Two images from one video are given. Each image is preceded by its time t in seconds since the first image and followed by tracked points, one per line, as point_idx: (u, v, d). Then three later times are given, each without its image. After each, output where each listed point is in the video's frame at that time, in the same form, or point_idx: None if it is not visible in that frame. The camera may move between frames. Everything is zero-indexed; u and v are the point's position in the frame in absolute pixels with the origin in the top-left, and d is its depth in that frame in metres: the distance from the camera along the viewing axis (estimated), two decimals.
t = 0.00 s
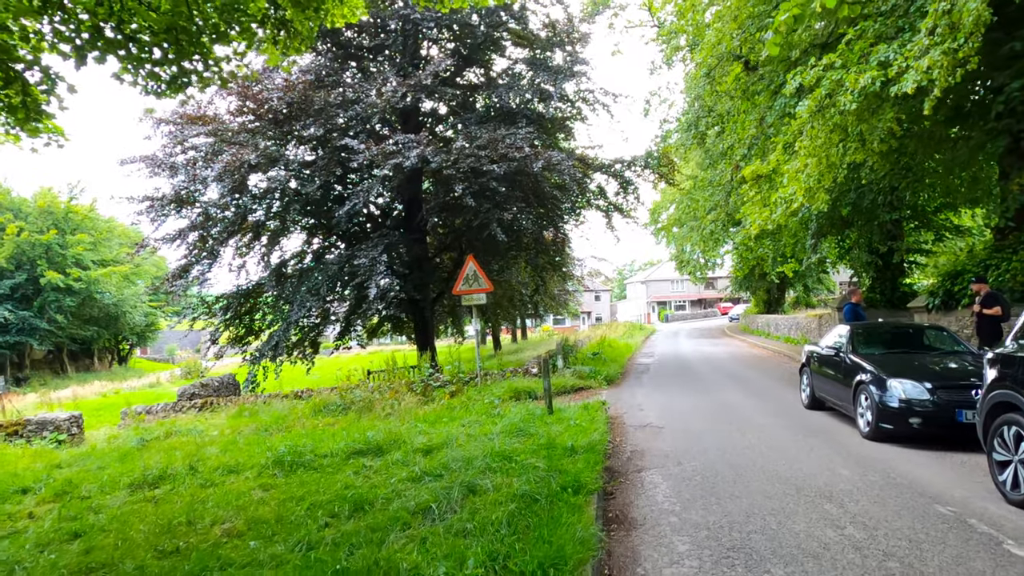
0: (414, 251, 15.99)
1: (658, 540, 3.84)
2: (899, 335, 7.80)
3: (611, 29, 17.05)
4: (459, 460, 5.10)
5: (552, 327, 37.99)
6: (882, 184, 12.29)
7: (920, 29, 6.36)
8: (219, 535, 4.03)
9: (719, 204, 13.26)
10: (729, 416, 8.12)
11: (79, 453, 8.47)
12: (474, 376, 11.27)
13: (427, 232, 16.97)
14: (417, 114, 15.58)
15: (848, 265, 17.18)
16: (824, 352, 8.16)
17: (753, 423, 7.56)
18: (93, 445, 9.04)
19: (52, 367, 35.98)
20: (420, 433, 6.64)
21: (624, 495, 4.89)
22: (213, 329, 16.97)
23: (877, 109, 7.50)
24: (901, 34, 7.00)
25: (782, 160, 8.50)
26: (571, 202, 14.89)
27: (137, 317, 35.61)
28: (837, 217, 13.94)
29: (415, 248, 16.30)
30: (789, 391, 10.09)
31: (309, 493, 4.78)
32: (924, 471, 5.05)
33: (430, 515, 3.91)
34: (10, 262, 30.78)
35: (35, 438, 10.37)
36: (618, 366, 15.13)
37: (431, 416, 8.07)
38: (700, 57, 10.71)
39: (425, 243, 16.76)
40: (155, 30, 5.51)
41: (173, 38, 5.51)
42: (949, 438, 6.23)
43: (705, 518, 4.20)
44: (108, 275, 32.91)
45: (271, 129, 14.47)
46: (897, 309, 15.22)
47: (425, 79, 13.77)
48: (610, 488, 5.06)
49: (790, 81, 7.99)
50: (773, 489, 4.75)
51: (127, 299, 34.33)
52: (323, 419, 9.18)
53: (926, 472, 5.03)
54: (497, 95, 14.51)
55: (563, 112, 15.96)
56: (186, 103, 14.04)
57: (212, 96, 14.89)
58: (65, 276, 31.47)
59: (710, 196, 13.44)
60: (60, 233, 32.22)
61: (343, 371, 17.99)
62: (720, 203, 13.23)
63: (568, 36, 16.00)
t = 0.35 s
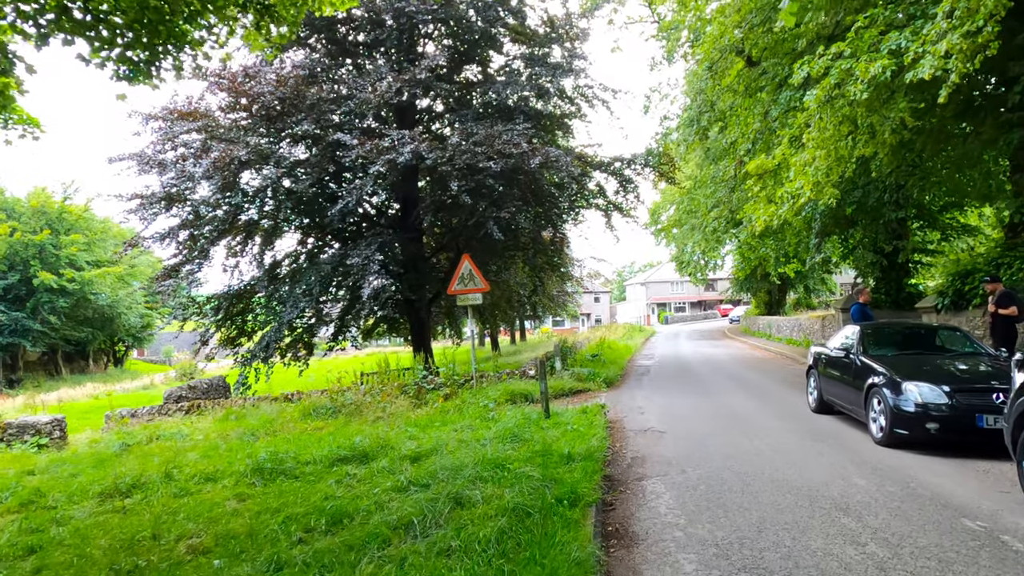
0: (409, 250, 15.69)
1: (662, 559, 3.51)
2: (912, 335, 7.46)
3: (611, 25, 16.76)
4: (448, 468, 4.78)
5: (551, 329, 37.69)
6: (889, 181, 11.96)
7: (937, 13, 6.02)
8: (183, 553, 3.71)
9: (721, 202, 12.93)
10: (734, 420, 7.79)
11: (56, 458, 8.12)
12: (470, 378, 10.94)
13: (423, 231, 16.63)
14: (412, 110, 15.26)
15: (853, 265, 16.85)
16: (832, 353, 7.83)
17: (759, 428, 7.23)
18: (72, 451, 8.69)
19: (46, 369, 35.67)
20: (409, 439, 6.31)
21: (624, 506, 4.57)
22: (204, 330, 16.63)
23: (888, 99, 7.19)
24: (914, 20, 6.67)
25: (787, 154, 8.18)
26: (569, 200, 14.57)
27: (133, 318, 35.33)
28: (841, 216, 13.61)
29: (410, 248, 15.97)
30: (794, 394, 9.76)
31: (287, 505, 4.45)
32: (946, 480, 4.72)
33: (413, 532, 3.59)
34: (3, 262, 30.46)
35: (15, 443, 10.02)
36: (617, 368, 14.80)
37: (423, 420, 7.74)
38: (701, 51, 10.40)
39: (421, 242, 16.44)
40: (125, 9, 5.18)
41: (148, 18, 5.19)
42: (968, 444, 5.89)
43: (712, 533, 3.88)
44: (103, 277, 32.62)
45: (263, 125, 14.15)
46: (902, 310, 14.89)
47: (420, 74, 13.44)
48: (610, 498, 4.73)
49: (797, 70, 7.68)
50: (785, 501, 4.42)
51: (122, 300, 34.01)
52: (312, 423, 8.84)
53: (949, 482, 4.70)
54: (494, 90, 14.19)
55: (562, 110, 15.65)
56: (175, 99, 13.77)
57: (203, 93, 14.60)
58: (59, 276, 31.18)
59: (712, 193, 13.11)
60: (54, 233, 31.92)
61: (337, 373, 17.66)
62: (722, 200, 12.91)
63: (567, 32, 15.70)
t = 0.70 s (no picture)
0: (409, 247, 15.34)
1: None
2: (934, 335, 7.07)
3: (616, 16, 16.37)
4: (441, 479, 4.42)
5: (555, 328, 37.33)
6: (904, 175, 11.54)
7: None
8: None
9: (729, 197, 12.54)
10: (745, 424, 7.42)
11: (37, 461, 7.80)
12: (469, 379, 10.58)
13: (423, 228, 16.27)
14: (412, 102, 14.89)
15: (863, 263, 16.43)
16: (850, 354, 7.45)
17: (773, 433, 6.87)
18: (55, 453, 8.37)
19: (47, 367, 35.50)
20: (403, 445, 5.95)
21: (631, 522, 4.22)
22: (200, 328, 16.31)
23: (910, 85, 6.80)
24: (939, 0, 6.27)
25: (801, 145, 7.80)
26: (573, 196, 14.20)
27: (134, 316, 35.07)
28: (852, 212, 13.21)
29: (410, 244, 15.61)
30: (806, 397, 9.38)
31: (265, 521, 4.10)
32: (981, 494, 4.34)
33: (397, 554, 3.25)
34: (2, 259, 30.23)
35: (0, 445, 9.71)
36: (622, 368, 14.44)
37: (419, 424, 7.37)
38: (710, 39, 10.01)
39: (421, 239, 16.09)
40: None
41: None
42: (999, 453, 5.51)
43: (729, 556, 3.52)
44: (103, 274, 32.37)
45: (259, 119, 13.81)
46: (916, 309, 14.47)
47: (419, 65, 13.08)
48: (616, 512, 4.38)
49: (813, 56, 7.27)
50: (808, 517, 4.06)
51: (122, 298, 33.77)
52: (306, 426, 8.50)
53: (984, 495, 4.33)
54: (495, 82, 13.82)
55: (565, 103, 15.27)
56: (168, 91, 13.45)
57: (198, 86, 14.28)
58: (58, 274, 30.96)
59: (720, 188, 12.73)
60: (53, 230, 31.71)
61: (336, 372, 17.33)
62: (730, 195, 12.52)
63: (571, 24, 15.31)
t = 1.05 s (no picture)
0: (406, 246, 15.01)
1: None
2: (955, 332, 6.70)
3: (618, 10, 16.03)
4: (432, 486, 4.08)
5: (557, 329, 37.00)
6: (916, 170, 11.18)
7: None
8: None
9: (735, 193, 12.18)
10: (756, 427, 7.07)
11: (16, 465, 7.46)
12: (468, 379, 10.24)
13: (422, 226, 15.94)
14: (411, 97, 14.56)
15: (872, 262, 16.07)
16: (866, 353, 7.10)
17: (786, 436, 6.51)
18: (37, 456, 8.03)
19: (44, 368, 35.21)
20: (394, 449, 5.61)
21: (638, 534, 3.88)
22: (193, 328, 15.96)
23: (930, 68, 6.46)
24: None
25: (814, 135, 7.43)
26: (575, 192, 13.85)
27: (132, 317, 34.83)
28: (861, 207, 12.85)
29: (408, 242, 15.28)
30: (817, 398, 9.02)
31: (240, 533, 3.77)
32: (1020, 504, 3.99)
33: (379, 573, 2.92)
34: None
35: None
36: (625, 368, 14.09)
37: (414, 427, 7.03)
38: (716, 28, 9.66)
39: (420, 237, 15.74)
40: None
41: None
42: None
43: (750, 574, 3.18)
44: (100, 274, 32.08)
45: (252, 113, 13.48)
46: (926, 308, 14.10)
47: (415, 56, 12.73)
48: (623, 522, 4.05)
49: (828, 39, 6.90)
50: (833, 529, 3.72)
51: (120, 299, 33.49)
52: (298, 428, 8.16)
53: None
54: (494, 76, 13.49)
55: (567, 98, 14.91)
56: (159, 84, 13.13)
57: (192, 80, 13.97)
58: (54, 273, 30.67)
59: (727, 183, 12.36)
60: (49, 230, 31.45)
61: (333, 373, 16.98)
62: (737, 191, 12.16)
63: (573, 17, 14.95)
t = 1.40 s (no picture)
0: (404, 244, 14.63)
1: None
2: (980, 335, 6.31)
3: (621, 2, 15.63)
4: (421, 509, 3.71)
5: (559, 328, 36.63)
6: (931, 165, 10.77)
7: None
8: None
9: (743, 189, 11.78)
10: (768, 436, 6.70)
11: None
12: (466, 382, 9.87)
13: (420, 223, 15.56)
14: (410, 92, 14.19)
15: (880, 260, 15.68)
16: (885, 357, 6.70)
17: (800, 446, 6.14)
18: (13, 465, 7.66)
19: (40, 367, 34.91)
20: (384, 462, 5.23)
21: (648, 564, 3.51)
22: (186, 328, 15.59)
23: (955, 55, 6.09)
24: None
25: (829, 127, 7.04)
26: (576, 189, 13.47)
27: (129, 316, 34.50)
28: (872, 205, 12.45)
29: (404, 240, 14.91)
30: (830, 403, 8.65)
31: (206, 564, 3.39)
32: None
33: None
34: None
35: None
36: (628, 370, 13.72)
37: (406, 435, 6.66)
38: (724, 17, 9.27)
39: (418, 235, 15.36)
40: None
41: None
42: None
43: None
44: (96, 273, 31.72)
45: (244, 107, 13.09)
46: (938, 308, 13.72)
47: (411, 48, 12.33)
48: (630, 549, 3.67)
49: (845, 25, 6.51)
50: (865, 560, 3.35)
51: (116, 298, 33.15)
52: (286, 436, 7.79)
53: None
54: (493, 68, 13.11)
55: (568, 92, 14.52)
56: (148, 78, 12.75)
57: (182, 74, 13.60)
58: (49, 272, 30.34)
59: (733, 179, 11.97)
60: (44, 228, 31.13)
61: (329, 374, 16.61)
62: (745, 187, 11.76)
63: (574, 9, 14.55)
